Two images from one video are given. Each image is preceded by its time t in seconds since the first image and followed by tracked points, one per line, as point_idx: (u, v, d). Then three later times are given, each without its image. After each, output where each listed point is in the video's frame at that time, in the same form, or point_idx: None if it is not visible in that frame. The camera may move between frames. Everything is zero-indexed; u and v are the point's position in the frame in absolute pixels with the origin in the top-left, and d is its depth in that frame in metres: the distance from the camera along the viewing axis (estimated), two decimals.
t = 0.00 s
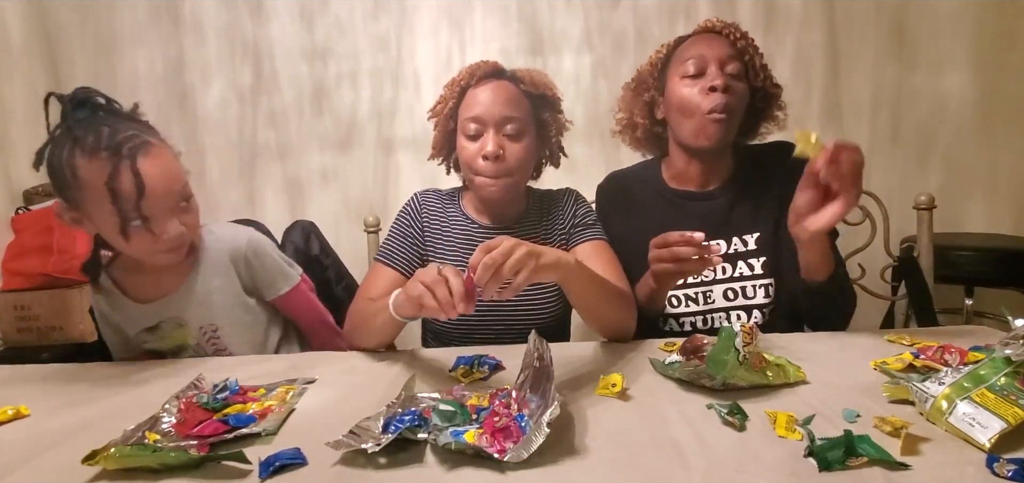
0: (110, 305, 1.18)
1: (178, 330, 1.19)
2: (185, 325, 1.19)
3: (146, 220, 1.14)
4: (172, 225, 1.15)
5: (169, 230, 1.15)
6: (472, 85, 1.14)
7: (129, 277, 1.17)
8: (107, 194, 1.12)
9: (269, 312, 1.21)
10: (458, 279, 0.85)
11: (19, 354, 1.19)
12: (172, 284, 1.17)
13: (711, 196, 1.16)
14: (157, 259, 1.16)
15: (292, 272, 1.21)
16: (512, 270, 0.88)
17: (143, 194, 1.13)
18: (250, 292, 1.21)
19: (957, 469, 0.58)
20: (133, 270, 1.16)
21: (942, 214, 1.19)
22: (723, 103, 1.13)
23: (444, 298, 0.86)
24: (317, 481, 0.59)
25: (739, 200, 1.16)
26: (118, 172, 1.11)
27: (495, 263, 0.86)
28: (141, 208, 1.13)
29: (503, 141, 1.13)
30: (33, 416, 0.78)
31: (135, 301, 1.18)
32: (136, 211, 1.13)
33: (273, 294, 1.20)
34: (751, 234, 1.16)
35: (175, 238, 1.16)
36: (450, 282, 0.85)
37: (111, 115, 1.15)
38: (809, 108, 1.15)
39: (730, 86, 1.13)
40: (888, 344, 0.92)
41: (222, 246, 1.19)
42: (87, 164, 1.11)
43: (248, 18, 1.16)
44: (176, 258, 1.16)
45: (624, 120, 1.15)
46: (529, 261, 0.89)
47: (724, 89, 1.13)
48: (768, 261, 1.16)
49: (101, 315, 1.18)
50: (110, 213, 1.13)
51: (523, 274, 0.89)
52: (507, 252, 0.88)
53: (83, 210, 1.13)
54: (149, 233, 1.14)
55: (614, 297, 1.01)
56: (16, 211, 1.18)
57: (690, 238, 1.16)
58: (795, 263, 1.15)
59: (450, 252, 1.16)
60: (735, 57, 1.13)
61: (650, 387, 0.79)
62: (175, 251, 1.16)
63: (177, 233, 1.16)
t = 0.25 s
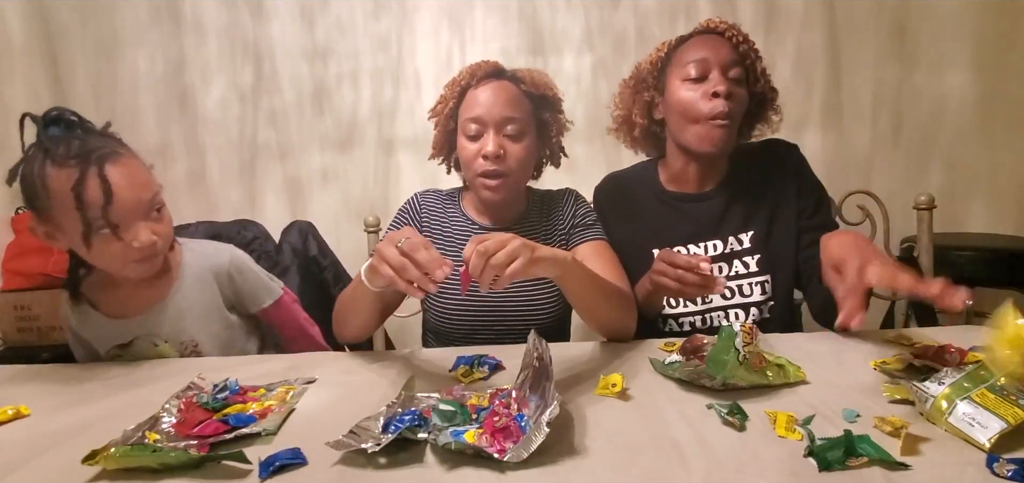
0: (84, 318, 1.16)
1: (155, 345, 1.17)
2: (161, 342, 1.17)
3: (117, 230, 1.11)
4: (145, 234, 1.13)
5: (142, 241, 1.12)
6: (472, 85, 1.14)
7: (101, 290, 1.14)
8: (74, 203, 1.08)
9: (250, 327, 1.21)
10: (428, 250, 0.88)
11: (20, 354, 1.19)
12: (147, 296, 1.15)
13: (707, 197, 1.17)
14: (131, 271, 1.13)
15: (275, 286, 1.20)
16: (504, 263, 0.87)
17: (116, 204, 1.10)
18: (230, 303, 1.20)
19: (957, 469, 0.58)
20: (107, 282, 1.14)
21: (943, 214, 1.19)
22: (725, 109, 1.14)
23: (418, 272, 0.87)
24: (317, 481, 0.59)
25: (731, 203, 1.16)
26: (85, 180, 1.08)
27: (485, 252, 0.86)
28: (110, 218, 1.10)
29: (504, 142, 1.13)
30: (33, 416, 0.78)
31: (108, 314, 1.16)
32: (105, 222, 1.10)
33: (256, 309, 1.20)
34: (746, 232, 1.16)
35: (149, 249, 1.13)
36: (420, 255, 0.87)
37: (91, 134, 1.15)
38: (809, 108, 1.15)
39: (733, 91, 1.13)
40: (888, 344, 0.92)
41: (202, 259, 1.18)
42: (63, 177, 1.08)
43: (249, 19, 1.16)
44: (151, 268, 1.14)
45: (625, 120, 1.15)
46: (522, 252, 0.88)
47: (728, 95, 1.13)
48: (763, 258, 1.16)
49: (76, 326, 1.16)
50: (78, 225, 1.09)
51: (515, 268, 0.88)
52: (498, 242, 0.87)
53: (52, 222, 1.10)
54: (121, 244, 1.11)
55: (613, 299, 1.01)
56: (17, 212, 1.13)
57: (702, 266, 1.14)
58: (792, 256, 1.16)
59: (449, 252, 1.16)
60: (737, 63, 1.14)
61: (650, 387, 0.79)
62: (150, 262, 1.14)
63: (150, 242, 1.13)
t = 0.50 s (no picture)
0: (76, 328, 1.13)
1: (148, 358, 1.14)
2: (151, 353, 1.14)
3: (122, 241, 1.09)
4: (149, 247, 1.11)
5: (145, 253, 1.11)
6: (473, 85, 1.14)
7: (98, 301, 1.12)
8: (90, 215, 1.08)
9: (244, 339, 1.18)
10: (443, 244, 0.88)
11: (21, 354, 1.19)
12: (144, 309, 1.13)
13: (707, 199, 1.16)
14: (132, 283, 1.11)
15: (271, 297, 1.18)
16: (496, 262, 0.87)
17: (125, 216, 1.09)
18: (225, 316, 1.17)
19: (957, 469, 0.58)
20: (104, 293, 1.12)
21: (943, 214, 1.19)
22: (726, 106, 1.13)
23: (429, 262, 0.87)
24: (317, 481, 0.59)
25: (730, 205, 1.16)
26: (102, 192, 1.08)
27: (478, 251, 0.86)
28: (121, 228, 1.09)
29: (503, 142, 1.13)
30: (33, 416, 0.78)
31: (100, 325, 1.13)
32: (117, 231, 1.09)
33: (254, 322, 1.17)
34: (746, 235, 1.17)
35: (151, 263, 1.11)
36: (432, 248, 0.88)
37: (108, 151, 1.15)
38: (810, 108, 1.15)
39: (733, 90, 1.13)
40: (887, 344, 0.92)
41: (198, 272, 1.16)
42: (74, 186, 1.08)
43: (249, 18, 1.16)
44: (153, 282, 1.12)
45: (625, 120, 1.15)
46: (516, 247, 0.89)
47: (729, 93, 1.13)
48: (764, 262, 1.17)
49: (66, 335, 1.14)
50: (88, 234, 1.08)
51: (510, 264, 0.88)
52: (491, 241, 0.88)
53: (65, 231, 1.09)
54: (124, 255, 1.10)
55: (606, 298, 1.00)
56: (16, 211, 1.16)
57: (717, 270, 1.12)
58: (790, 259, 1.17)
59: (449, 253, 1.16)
60: (738, 61, 1.13)
61: (649, 387, 0.79)
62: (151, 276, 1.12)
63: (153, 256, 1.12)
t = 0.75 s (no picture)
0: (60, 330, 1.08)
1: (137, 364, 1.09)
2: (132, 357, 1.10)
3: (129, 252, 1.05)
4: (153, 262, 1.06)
5: (146, 266, 1.06)
6: (476, 84, 1.13)
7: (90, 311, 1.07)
8: (102, 227, 1.04)
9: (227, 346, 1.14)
10: (449, 241, 0.87)
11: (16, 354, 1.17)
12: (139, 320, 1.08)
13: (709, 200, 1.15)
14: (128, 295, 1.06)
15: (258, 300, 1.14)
16: (498, 261, 0.86)
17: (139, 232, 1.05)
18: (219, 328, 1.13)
19: (957, 469, 0.58)
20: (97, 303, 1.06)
21: (942, 214, 1.20)
22: (731, 102, 1.11)
23: (433, 260, 0.86)
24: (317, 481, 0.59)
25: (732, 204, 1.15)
26: (116, 205, 1.04)
27: (480, 251, 0.85)
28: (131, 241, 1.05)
29: (506, 142, 1.11)
30: (33, 416, 0.78)
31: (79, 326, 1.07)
32: (128, 243, 1.05)
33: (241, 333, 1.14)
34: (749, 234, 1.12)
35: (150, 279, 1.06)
36: (437, 245, 0.87)
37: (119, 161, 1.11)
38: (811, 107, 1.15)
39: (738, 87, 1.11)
40: (888, 344, 0.92)
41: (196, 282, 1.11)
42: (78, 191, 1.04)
43: (250, 18, 1.16)
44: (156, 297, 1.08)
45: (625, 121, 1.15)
46: (517, 243, 0.88)
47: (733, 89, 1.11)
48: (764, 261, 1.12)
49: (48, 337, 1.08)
50: (99, 242, 1.04)
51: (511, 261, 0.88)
52: (491, 240, 0.87)
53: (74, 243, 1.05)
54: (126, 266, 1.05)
55: (606, 299, 1.00)
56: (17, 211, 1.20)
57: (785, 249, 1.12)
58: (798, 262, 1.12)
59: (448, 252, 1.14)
60: (742, 59, 1.12)
61: (649, 387, 0.79)
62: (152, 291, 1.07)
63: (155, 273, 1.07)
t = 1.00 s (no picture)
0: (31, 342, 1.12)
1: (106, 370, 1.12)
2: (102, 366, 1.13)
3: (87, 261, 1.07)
4: (107, 270, 1.09)
5: (101, 273, 1.08)
6: (478, 85, 1.14)
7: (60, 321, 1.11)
8: (63, 229, 1.06)
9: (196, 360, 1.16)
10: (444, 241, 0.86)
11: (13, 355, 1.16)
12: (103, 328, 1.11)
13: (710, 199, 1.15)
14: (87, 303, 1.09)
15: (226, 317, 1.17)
16: (499, 257, 0.86)
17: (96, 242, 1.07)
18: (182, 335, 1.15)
19: (957, 469, 0.58)
20: (65, 313, 1.11)
21: (943, 214, 1.19)
22: (747, 98, 1.12)
23: (429, 262, 0.86)
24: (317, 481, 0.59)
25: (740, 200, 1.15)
26: (79, 216, 1.06)
27: (479, 249, 0.85)
28: (88, 249, 1.07)
29: (508, 142, 1.13)
30: (33, 416, 0.78)
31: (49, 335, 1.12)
32: (85, 251, 1.07)
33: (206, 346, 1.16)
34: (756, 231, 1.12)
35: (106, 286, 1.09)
36: (433, 248, 0.86)
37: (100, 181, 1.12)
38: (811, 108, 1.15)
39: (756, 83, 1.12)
40: (888, 344, 0.92)
41: (161, 294, 1.14)
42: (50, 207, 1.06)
43: (250, 18, 1.16)
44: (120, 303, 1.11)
45: (625, 121, 1.14)
46: (514, 242, 0.88)
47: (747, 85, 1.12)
48: (771, 257, 1.13)
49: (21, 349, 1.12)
50: (57, 250, 1.07)
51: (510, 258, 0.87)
52: (489, 237, 0.86)
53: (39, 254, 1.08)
54: (81, 274, 1.07)
55: (606, 299, 1.01)
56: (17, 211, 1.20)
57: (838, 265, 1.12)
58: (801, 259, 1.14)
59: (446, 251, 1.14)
60: (758, 57, 1.13)
61: (649, 386, 0.79)
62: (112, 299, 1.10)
63: (111, 279, 1.09)
